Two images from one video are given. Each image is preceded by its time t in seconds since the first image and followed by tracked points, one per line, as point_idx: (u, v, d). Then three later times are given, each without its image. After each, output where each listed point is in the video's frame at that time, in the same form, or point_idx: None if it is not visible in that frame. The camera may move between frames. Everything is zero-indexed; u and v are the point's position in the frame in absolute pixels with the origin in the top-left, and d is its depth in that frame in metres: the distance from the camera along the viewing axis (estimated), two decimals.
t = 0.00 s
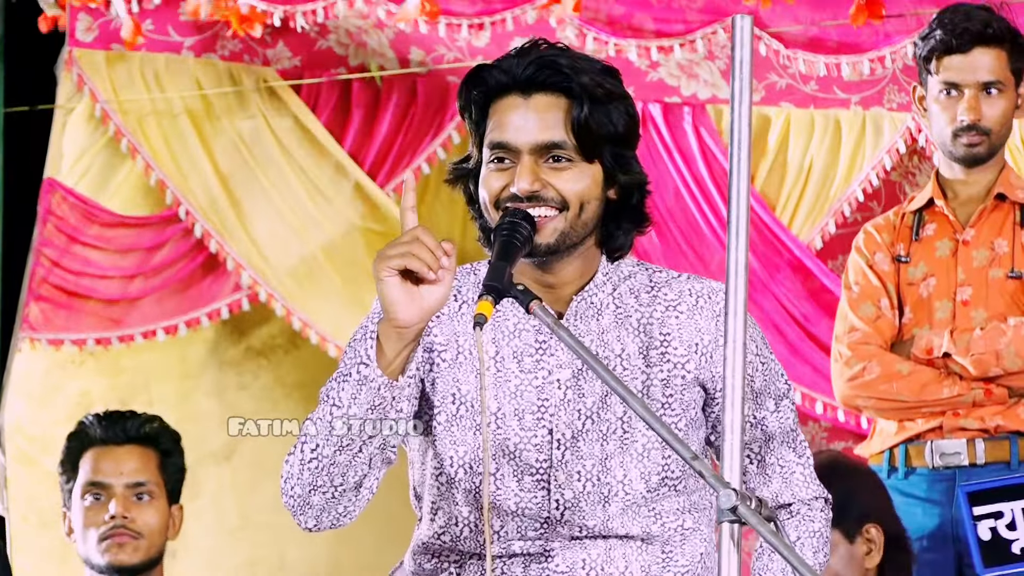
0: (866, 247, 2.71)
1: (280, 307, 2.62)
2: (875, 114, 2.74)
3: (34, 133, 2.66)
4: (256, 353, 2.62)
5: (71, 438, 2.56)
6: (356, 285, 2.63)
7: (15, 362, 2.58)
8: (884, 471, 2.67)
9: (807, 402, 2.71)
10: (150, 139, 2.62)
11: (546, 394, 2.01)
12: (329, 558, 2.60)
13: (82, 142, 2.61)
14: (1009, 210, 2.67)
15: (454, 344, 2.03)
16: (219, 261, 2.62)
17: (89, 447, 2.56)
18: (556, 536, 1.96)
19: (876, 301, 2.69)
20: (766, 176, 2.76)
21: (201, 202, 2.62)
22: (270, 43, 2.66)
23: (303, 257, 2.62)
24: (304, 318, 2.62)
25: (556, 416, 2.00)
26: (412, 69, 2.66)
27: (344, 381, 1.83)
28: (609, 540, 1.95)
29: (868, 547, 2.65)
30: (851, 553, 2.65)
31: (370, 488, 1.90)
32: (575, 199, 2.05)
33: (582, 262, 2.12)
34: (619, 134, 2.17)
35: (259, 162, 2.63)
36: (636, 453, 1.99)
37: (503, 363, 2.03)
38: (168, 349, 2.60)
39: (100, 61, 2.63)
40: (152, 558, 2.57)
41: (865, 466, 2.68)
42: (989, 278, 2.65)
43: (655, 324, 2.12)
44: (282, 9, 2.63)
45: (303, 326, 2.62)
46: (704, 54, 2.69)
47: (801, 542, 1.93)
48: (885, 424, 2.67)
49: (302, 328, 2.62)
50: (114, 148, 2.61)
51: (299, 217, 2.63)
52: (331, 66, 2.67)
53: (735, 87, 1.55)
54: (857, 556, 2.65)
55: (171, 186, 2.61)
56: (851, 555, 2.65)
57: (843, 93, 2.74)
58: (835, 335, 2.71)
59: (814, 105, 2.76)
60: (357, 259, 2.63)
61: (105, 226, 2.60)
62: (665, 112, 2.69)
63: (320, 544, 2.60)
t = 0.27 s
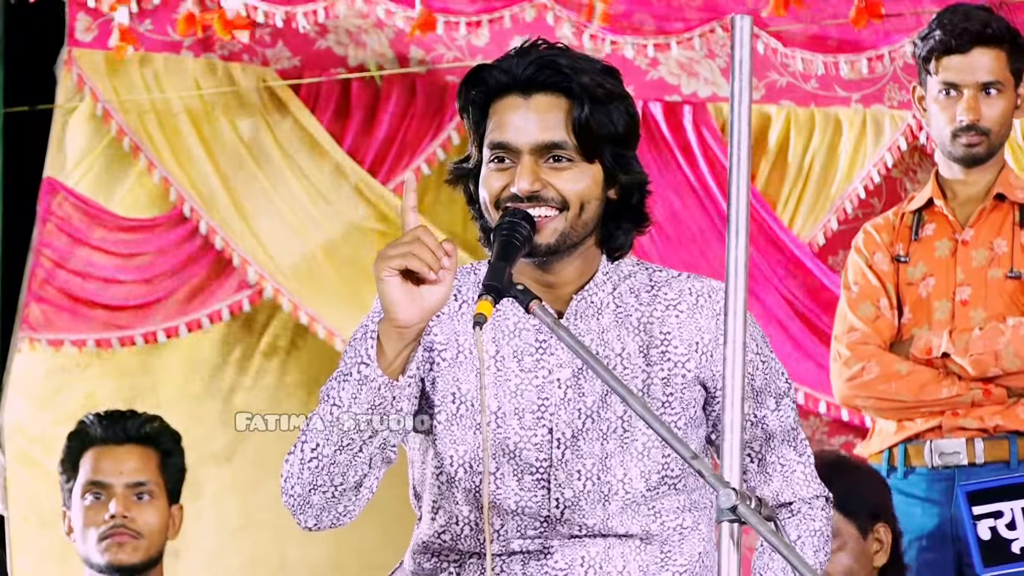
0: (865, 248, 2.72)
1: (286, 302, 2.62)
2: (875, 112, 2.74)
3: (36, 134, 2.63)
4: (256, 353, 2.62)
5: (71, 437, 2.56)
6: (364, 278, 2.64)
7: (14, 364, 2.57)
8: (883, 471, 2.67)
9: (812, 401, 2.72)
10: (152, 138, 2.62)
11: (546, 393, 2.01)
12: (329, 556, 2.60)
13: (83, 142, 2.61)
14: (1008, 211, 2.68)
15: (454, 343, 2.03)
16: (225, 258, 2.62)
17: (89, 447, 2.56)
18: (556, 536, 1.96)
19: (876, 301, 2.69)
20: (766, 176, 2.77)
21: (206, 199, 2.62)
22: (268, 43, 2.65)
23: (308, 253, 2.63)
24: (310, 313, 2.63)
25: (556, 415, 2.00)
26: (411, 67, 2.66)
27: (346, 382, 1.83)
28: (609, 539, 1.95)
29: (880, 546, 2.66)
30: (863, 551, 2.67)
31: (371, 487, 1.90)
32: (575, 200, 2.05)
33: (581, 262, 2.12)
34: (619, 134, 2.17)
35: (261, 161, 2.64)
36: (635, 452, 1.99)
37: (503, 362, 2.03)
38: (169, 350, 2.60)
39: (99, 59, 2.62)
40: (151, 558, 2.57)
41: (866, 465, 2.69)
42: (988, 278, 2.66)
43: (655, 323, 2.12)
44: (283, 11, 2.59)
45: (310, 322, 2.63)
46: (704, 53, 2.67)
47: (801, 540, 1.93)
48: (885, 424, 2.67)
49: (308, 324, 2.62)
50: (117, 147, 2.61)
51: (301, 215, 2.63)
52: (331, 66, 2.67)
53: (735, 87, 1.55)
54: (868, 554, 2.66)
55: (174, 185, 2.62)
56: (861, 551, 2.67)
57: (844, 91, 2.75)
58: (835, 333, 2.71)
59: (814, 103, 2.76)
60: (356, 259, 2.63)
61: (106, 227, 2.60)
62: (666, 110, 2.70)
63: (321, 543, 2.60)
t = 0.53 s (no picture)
0: (866, 246, 2.71)
1: (286, 303, 2.64)
2: (873, 118, 2.73)
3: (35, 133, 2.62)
4: (256, 353, 2.63)
5: (67, 439, 2.56)
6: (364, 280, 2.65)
7: (14, 363, 2.55)
8: (884, 470, 2.66)
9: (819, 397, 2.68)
10: (152, 139, 2.62)
11: (546, 392, 2.02)
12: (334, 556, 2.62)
13: (82, 141, 2.60)
14: (1009, 210, 2.69)
15: (454, 342, 2.03)
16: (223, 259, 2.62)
17: (86, 447, 2.56)
18: (555, 535, 1.96)
19: (876, 300, 2.68)
20: (763, 181, 2.74)
21: (205, 203, 2.62)
22: (267, 44, 2.65)
23: (308, 257, 2.64)
24: (308, 314, 2.64)
25: (556, 415, 2.00)
26: (411, 71, 2.69)
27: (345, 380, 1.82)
28: (609, 538, 1.95)
29: (886, 549, 2.64)
30: (871, 551, 2.64)
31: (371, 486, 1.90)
32: (576, 199, 2.05)
33: (581, 262, 2.12)
34: (619, 133, 2.16)
35: (261, 162, 2.64)
36: (635, 451, 1.98)
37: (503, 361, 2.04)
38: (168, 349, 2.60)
39: (97, 58, 2.61)
40: (149, 559, 2.58)
41: (866, 466, 2.66)
42: (989, 277, 2.66)
43: (655, 322, 2.12)
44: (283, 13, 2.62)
45: (309, 322, 2.64)
46: (701, 57, 2.72)
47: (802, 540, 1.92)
48: (885, 424, 2.66)
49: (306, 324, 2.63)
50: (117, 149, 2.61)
51: (301, 217, 2.64)
52: (330, 69, 2.67)
53: (735, 87, 1.55)
54: (874, 555, 2.64)
55: (172, 185, 2.62)
56: (869, 555, 2.63)
57: (841, 97, 2.74)
58: (835, 334, 2.69)
59: (812, 109, 2.74)
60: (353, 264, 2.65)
61: (104, 228, 2.59)
62: (663, 116, 2.72)
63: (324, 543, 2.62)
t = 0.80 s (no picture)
0: (867, 245, 2.70)
1: (277, 308, 2.63)
2: (865, 135, 2.72)
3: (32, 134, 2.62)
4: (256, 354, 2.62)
5: (73, 437, 2.58)
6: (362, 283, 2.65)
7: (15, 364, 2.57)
8: (885, 471, 2.65)
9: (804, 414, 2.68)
10: (148, 140, 2.63)
11: (544, 390, 2.07)
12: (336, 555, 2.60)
13: (82, 143, 2.62)
14: (1010, 209, 2.68)
15: (453, 342, 2.05)
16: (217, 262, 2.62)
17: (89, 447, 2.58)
18: (556, 532, 2.01)
19: (877, 299, 2.68)
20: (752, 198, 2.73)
21: (199, 205, 2.62)
22: (263, 45, 2.65)
23: (305, 263, 2.64)
24: (302, 320, 2.63)
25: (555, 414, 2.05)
26: (404, 74, 2.67)
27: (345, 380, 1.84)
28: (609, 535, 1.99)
29: (874, 552, 2.64)
30: (857, 557, 2.64)
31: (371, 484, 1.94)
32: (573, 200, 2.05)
33: (580, 259, 2.10)
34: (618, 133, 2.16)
35: (253, 165, 2.64)
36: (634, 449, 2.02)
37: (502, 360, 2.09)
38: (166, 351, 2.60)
39: (95, 60, 2.63)
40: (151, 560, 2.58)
41: (868, 467, 2.66)
42: (990, 276, 2.65)
43: (655, 320, 2.11)
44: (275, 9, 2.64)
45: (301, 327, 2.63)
46: (694, 69, 2.69)
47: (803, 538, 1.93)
48: (886, 423, 2.65)
49: (299, 330, 2.63)
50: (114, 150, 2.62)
51: (293, 220, 2.63)
52: (325, 72, 2.67)
53: (736, 88, 1.55)
54: (861, 560, 2.64)
55: (166, 185, 2.62)
56: (856, 555, 2.64)
57: (833, 112, 2.72)
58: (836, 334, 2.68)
59: (804, 125, 2.72)
60: (348, 265, 2.65)
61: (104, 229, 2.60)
62: (657, 127, 2.70)
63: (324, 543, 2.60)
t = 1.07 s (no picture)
0: (867, 245, 2.70)
1: (269, 310, 2.65)
2: (854, 149, 2.73)
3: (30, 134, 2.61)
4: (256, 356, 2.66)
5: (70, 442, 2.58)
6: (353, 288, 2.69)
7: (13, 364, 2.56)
8: (884, 471, 2.64)
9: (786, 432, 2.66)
10: (144, 143, 2.64)
11: (541, 387, 2.02)
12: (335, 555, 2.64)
13: (79, 145, 2.62)
14: (1011, 209, 2.68)
15: (448, 339, 2.03)
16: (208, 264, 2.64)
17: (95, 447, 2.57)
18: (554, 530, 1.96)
19: (877, 299, 2.66)
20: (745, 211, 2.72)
21: (193, 209, 2.64)
22: (258, 51, 2.68)
23: (299, 270, 2.67)
24: (292, 321, 2.66)
25: (552, 410, 2.01)
26: (396, 84, 2.72)
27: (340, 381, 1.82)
28: (607, 533, 1.95)
29: (860, 550, 2.62)
30: (843, 556, 2.62)
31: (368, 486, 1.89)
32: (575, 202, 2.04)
33: (576, 261, 2.11)
34: (618, 134, 2.16)
35: (248, 170, 2.67)
36: (632, 445, 1.98)
37: (498, 356, 2.04)
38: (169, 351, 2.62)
39: (91, 61, 2.64)
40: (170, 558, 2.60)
41: (868, 467, 2.64)
42: (990, 276, 2.66)
43: (652, 317, 2.10)
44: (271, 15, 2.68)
45: (291, 329, 2.66)
46: (687, 80, 2.76)
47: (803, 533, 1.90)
48: (887, 423, 2.63)
49: (289, 331, 2.66)
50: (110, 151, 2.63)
51: (282, 224, 2.68)
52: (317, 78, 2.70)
53: (735, 88, 1.56)
54: (847, 559, 2.62)
55: (159, 187, 2.64)
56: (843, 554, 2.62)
57: (824, 126, 2.73)
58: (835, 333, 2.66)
59: (795, 138, 2.73)
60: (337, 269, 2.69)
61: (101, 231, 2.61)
62: (645, 140, 2.75)
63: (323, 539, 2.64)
